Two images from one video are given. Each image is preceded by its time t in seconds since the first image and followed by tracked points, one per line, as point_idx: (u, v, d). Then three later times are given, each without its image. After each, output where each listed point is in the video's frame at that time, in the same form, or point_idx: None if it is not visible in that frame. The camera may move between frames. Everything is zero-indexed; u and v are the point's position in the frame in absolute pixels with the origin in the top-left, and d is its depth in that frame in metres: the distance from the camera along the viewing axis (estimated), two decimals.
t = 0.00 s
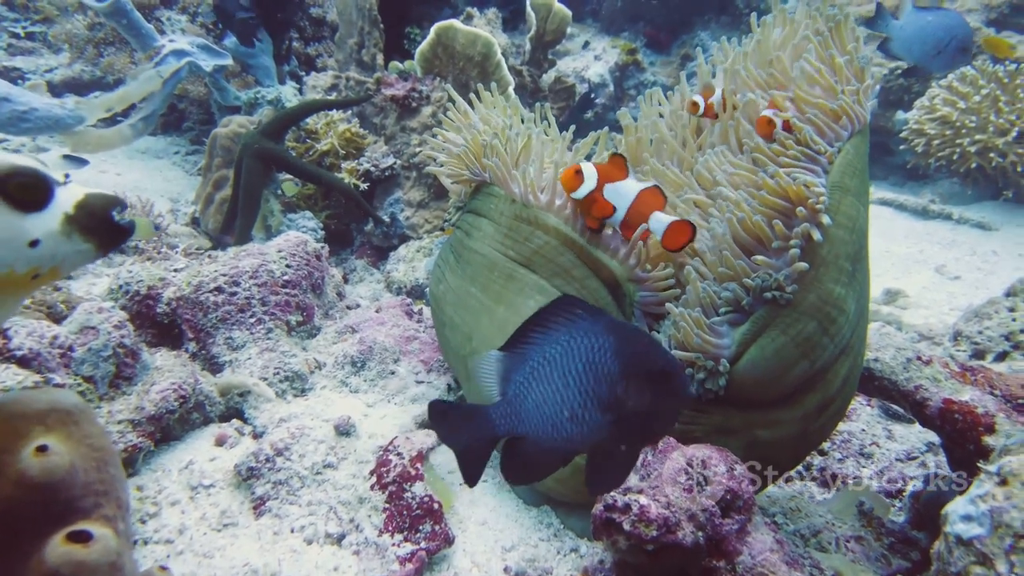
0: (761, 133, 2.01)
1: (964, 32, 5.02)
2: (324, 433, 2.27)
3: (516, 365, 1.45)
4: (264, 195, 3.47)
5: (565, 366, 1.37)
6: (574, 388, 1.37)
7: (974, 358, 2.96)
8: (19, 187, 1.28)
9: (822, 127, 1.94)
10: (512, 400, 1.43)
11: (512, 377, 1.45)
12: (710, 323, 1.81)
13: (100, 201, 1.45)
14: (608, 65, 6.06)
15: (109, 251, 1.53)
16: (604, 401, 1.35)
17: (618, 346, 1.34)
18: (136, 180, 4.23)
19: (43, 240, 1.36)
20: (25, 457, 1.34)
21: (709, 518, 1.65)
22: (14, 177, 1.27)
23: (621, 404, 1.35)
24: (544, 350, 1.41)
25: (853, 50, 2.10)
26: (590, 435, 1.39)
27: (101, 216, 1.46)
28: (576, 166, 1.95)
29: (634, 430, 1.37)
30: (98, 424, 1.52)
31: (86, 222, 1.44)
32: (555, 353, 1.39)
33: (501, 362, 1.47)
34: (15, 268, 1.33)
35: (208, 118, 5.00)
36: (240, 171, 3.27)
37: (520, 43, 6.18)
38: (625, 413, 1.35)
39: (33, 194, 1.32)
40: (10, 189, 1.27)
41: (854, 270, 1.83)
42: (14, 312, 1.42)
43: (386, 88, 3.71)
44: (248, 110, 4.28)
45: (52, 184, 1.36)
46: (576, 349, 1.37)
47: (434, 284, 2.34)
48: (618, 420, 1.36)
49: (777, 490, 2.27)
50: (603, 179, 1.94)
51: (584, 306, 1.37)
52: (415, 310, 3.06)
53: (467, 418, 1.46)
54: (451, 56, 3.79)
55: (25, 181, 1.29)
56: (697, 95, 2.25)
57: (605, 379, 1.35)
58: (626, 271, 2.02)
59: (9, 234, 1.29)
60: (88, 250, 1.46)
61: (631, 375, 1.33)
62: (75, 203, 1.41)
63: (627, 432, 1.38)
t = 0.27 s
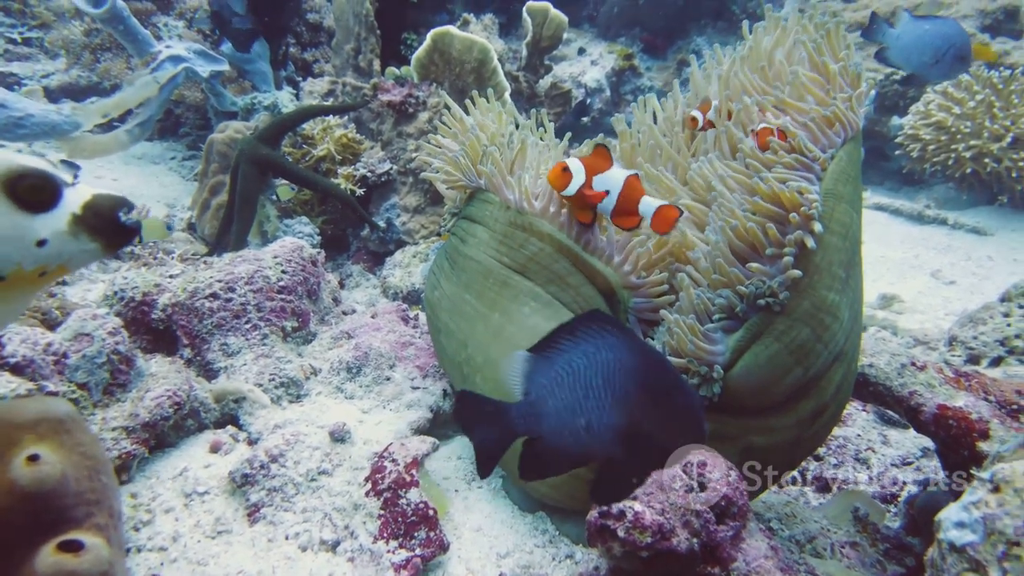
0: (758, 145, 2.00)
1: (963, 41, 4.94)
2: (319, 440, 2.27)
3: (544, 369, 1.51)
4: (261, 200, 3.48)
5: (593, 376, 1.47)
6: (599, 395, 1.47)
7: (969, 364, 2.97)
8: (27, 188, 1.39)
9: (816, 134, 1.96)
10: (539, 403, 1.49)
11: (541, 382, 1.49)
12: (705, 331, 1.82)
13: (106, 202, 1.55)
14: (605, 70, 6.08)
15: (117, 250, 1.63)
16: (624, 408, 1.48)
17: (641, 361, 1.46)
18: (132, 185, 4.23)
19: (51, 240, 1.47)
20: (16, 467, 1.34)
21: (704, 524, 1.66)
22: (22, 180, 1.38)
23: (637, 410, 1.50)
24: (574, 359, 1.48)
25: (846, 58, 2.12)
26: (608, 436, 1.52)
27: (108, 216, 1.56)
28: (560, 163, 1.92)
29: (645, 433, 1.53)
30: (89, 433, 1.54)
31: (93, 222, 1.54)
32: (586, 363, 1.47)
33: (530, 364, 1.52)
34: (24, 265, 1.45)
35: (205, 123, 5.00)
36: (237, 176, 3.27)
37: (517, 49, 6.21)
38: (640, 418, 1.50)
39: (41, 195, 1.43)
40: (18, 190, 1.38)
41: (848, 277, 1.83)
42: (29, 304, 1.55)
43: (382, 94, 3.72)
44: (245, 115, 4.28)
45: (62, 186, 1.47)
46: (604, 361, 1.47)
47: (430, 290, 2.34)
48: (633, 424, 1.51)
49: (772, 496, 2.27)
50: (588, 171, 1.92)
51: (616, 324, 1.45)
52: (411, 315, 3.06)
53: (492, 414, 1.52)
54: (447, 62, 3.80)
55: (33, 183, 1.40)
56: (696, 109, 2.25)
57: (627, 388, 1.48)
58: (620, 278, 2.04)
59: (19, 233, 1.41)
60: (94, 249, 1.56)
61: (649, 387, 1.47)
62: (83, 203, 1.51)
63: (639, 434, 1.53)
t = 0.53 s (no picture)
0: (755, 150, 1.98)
1: (959, 45, 4.94)
2: (312, 442, 2.26)
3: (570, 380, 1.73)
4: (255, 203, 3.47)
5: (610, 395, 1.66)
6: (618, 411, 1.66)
7: (961, 365, 2.98)
8: (35, 182, 1.43)
9: (806, 136, 1.97)
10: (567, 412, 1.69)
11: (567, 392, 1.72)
12: (696, 333, 1.85)
13: (111, 196, 1.60)
14: (600, 73, 6.10)
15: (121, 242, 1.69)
16: (637, 422, 1.63)
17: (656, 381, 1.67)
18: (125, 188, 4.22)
19: (57, 232, 1.52)
20: (6, 469, 1.34)
21: (697, 525, 1.67)
22: (30, 173, 1.42)
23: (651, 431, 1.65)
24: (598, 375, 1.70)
25: (835, 60, 2.13)
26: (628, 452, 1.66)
27: (113, 209, 1.61)
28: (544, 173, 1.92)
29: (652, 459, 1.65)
30: (79, 435, 1.52)
31: (100, 215, 1.59)
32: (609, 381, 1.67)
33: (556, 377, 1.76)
34: (31, 256, 1.50)
35: (199, 126, 5.00)
36: (230, 179, 3.27)
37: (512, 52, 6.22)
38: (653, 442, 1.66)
39: (49, 188, 1.47)
40: (26, 184, 1.42)
41: (838, 279, 1.84)
42: (37, 294, 1.62)
43: (377, 96, 3.73)
44: (239, 118, 4.28)
45: (68, 180, 1.51)
46: (622, 384, 1.67)
47: (422, 293, 2.34)
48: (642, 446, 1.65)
49: (766, 497, 2.28)
50: (573, 172, 1.92)
51: (631, 340, 1.73)
52: (405, 317, 3.06)
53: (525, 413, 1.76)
54: (441, 64, 3.80)
55: (40, 176, 1.44)
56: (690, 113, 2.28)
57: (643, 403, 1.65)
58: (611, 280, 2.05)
59: (26, 226, 1.45)
60: (98, 242, 1.62)
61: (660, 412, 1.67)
62: (89, 197, 1.57)
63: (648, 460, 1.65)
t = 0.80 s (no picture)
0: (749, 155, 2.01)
1: (955, 51, 4.99)
2: (307, 445, 2.27)
3: (591, 390, 1.37)
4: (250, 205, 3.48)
5: (634, 416, 1.31)
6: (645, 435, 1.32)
7: (955, 367, 3.00)
8: (44, 177, 1.51)
9: (797, 140, 1.98)
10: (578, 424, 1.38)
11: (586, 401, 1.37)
12: (689, 336, 1.86)
13: (118, 191, 1.68)
14: (596, 76, 6.12)
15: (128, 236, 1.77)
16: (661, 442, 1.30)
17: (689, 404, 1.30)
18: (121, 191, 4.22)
19: (65, 226, 1.60)
20: None
21: (690, 527, 1.69)
22: (40, 170, 1.50)
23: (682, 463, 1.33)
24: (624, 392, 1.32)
25: (827, 64, 2.14)
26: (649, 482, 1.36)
27: (119, 205, 1.69)
28: (551, 193, 2.03)
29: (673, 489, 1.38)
30: (73, 438, 1.52)
31: (107, 210, 1.67)
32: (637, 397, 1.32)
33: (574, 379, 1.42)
34: (41, 250, 1.58)
35: (195, 128, 5.00)
36: (226, 182, 3.29)
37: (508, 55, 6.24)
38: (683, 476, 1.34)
39: (59, 184, 1.55)
40: (36, 180, 1.50)
41: (831, 284, 1.85)
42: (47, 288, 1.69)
43: (372, 99, 3.74)
44: (235, 121, 4.28)
45: (77, 176, 1.59)
46: (651, 401, 1.31)
47: (417, 296, 2.35)
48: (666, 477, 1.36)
49: (760, 499, 2.28)
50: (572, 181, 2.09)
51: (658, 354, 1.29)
52: (401, 320, 3.06)
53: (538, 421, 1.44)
54: (437, 67, 3.81)
55: (50, 172, 1.52)
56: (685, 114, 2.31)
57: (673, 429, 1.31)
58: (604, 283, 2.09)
59: (35, 220, 1.53)
60: (107, 236, 1.69)
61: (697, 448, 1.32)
62: (97, 192, 1.65)
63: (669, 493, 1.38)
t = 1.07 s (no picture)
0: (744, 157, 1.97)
1: (953, 54, 4.98)
2: (303, 445, 2.27)
3: (604, 393, 1.50)
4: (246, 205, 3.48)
5: (636, 416, 1.40)
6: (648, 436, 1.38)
7: (949, 366, 3.01)
8: (51, 170, 1.47)
9: (791, 140, 1.99)
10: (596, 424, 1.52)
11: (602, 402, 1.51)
12: (683, 337, 1.86)
13: (126, 183, 1.63)
14: (591, 76, 6.13)
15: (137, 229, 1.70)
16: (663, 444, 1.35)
17: (692, 408, 1.31)
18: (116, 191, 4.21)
19: (73, 218, 1.54)
20: None
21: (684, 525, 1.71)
22: (46, 162, 1.45)
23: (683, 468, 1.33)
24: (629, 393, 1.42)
25: (820, 64, 2.15)
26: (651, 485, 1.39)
27: (128, 196, 1.63)
28: (559, 204, 2.01)
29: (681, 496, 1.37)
30: (68, 439, 1.52)
31: (115, 202, 1.61)
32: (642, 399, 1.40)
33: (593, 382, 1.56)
34: (49, 241, 1.53)
35: (190, 128, 4.99)
36: (221, 180, 3.32)
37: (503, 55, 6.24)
38: (685, 480, 1.32)
39: (65, 176, 1.50)
40: (42, 172, 1.45)
41: (824, 284, 1.86)
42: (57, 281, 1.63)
43: (367, 99, 3.73)
44: (230, 121, 4.27)
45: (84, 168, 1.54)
46: (653, 404, 1.37)
47: (410, 297, 2.35)
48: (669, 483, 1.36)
49: (754, 498, 2.28)
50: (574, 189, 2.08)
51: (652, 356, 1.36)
52: (396, 320, 3.06)
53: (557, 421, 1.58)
54: (432, 67, 3.82)
55: (56, 165, 1.47)
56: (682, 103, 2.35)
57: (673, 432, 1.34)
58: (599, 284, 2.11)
59: (42, 212, 1.48)
60: (115, 228, 1.63)
61: (696, 448, 1.30)
62: (105, 183, 1.59)
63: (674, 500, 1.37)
